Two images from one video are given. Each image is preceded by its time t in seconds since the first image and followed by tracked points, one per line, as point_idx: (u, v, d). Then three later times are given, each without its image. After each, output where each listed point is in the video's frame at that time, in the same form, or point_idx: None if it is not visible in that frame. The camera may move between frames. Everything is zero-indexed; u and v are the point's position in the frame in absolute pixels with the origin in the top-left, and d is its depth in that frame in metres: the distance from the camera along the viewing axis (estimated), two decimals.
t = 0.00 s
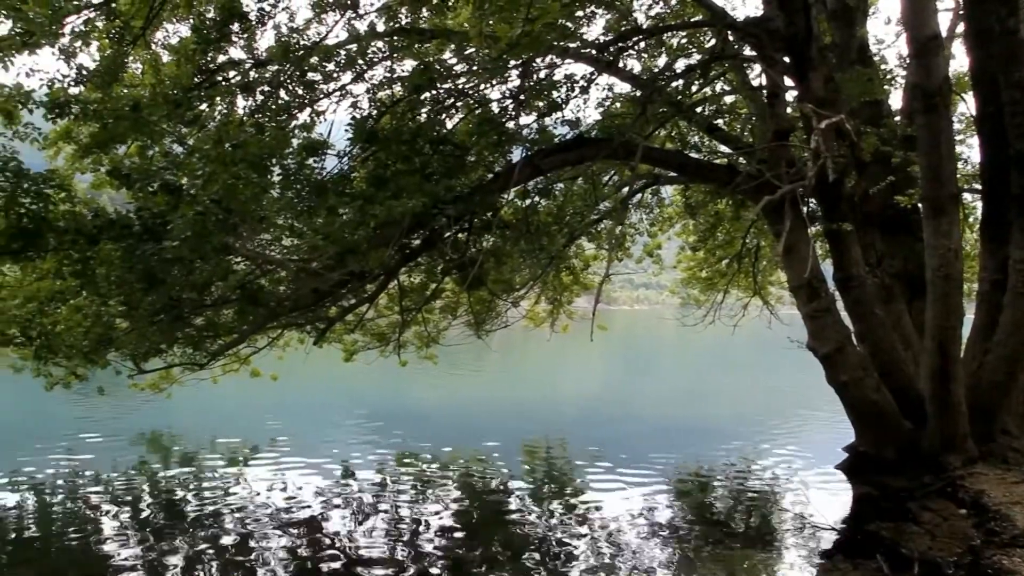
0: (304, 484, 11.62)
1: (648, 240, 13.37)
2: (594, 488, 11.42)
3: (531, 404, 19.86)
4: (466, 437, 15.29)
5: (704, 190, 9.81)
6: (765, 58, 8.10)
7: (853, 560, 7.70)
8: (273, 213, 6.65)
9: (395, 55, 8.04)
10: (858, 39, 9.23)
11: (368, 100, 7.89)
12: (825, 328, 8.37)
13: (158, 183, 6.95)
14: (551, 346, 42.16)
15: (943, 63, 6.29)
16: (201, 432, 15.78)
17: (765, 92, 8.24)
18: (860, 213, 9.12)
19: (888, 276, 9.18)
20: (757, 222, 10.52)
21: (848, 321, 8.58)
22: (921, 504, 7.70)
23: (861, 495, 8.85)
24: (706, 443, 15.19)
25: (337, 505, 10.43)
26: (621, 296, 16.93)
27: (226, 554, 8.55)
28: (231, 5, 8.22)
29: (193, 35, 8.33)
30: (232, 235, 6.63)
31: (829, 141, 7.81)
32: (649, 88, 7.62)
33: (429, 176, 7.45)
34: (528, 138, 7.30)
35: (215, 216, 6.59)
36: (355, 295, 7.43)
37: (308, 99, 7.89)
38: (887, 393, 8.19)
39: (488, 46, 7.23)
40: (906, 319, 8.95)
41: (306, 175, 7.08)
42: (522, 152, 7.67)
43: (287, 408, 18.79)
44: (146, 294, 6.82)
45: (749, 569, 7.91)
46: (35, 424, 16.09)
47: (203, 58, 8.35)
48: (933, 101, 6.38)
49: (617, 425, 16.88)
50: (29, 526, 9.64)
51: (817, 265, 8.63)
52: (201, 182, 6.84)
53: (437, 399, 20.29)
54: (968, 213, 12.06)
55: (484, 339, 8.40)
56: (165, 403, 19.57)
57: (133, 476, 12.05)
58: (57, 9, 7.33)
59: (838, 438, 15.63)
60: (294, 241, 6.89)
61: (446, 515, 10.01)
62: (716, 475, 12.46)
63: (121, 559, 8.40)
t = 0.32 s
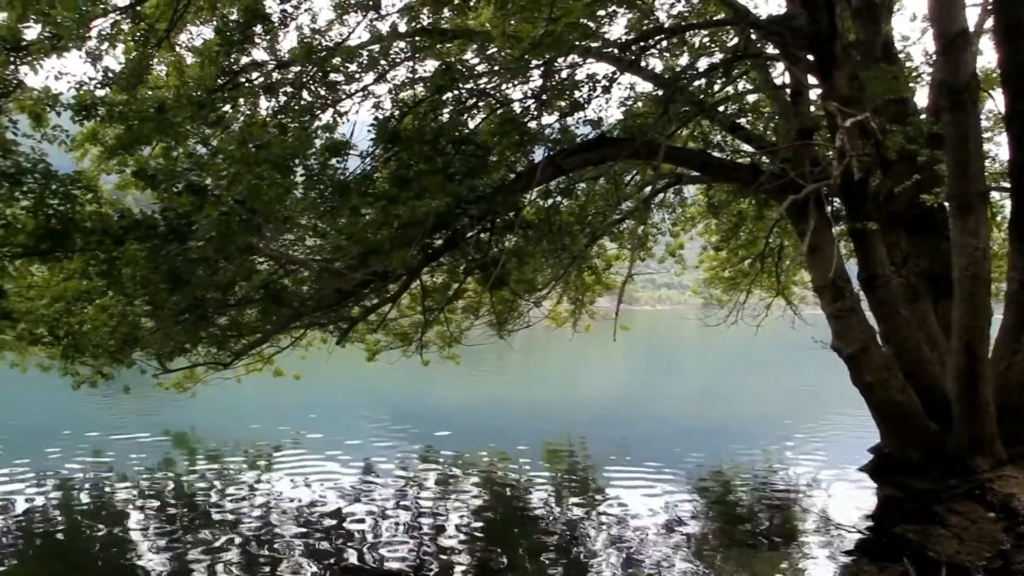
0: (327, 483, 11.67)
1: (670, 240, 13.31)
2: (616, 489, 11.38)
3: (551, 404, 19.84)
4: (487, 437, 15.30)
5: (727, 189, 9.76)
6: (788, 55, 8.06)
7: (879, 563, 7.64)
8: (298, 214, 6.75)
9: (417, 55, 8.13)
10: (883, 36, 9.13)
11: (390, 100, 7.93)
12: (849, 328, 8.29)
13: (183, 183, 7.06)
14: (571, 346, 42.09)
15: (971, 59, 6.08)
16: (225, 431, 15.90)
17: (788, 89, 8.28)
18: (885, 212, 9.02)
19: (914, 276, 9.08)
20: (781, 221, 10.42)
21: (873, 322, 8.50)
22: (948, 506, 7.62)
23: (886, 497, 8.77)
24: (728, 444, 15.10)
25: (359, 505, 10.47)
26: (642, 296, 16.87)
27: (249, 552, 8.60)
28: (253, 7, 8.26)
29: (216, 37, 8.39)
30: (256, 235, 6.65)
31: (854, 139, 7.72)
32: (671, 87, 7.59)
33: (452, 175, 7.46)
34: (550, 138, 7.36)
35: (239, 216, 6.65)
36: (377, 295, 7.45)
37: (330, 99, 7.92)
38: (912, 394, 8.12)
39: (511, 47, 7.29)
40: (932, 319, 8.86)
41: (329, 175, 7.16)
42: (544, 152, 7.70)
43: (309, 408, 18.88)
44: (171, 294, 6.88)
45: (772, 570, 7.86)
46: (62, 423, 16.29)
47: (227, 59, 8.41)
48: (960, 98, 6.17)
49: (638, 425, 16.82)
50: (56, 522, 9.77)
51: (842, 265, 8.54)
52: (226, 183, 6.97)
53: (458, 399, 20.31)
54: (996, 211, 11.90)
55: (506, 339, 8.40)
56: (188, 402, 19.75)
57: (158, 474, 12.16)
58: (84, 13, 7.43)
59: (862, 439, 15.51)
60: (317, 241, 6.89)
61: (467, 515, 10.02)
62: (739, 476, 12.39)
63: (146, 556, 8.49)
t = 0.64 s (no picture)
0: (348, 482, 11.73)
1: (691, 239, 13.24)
2: (637, 489, 11.36)
3: (571, 404, 19.80)
4: (508, 436, 15.30)
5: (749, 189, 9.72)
6: (811, 54, 8.01)
7: (904, 566, 7.62)
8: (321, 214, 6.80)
9: (438, 55, 8.16)
10: (908, 33, 9.04)
11: (412, 100, 7.96)
12: (872, 329, 8.21)
13: (206, 185, 7.05)
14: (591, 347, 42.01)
15: (998, 58, 5.87)
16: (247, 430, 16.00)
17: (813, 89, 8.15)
18: (910, 211, 8.92)
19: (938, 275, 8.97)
20: (804, 221, 10.36)
21: (897, 322, 8.41)
22: (975, 508, 7.55)
23: (910, 498, 8.70)
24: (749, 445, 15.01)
25: (381, 504, 10.52)
26: (664, 296, 16.80)
27: (272, 550, 8.67)
28: (276, 9, 8.32)
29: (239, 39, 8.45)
30: (280, 236, 6.69)
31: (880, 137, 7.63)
32: (693, 86, 7.54)
33: (473, 176, 7.42)
34: (572, 138, 7.33)
35: (263, 216, 6.62)
36: (399, 296, 7.49)
37: (352, 100, 7.96)
38: (937, 394, 8.05)
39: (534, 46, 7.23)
40: (957, 319, 8.77)
41: (351, 176, 7.21)
42: (565, 152, 7.70)
43: (329, 407, 18.96)
44: (195, 295, 6.94)
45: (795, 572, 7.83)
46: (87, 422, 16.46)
47: (250, 61, 8.46)
48: (988, 96, 6.02)
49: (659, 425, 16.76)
50: (82, 519, 9.89)
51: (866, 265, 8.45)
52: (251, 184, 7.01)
53: (478, 399, 20.33)
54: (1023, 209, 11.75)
55: (527, 339, 8.42)
56: (211, 401, 19.90)
57: (181, 472, 12.27)
58: (109, 16, 7.51)
59: (886, 440, 15.38)
60: (340, 241, 6.99)
61: (489, 514, 10.05)
62: (761, 477, 12.33)
63: (171, 553, 8.59)
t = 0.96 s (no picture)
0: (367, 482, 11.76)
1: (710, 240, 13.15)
2: (656, 490, 11.33)
3: (590, 405, 19.75)
4: (526, 437, 15.29)
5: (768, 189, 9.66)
6: (832, 52, 7.95)
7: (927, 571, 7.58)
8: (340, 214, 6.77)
9: (457, 56, 8.18)
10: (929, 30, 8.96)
11: (431, 100, 7.99)
12: (894, 330, 8.13)
13: (228, 185, 7.09)
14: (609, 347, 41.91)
15: None
16: (266, 430, 16.07)
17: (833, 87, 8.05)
18: (931, 211, 8.83)
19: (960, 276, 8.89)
20: (824, 221, 10.30)
21: (919, 323, 8.33)
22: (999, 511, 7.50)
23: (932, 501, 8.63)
24: (769, 446, 14.91)
25: (400, 503, 10.54)
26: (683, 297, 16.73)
27: (292, 549, 8.72)
28: (295, 11, 8.36)
29: (258, 41, 8.51)
30: (299, 237, 6.71)
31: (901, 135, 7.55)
32: (713, 86, 7.50)
33: (493, 176, 7.43)
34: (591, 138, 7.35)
35: (283, 217, 6.63)
36: (418, 296, 7.51)
37: (372, 102, 7.97)
38: (959, 395, 7.98)
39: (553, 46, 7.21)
40: (980, 320, 8.68)
41: (370, 177, 7.25)
42: (584, 152, 7.72)
43: (348, 408, 19.01)
44: (215, 295, 6.98)
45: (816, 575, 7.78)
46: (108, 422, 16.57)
47: (269, 63, 8.49)
48: (1013, 92, 6.00)
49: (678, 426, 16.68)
50: (104, 519, 9.99)
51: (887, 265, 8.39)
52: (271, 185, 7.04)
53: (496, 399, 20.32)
54: None
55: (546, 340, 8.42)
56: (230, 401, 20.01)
57: (201, 472, 12.34)
58: (130, 19, 7.58)
59: (907, 442, 15.24)
60: (360, 242, 7.02)
61: (507, 515, 10.05)
62: (780, 478, 12.26)
63: (191, 553, 8.65)
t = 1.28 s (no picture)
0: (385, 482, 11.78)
1: (732, 240, 12.68)
2: (675, 492, 11.27)
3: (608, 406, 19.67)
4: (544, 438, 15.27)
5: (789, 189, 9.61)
6: (854, 52, 7.92)
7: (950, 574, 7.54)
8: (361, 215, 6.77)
9: (476, 57, 8.20)
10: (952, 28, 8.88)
11: (450, 101, 8.02)
12: (916, 331, 8.10)
13: (249, 186, 7.22)
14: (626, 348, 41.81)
15: None
16: (285, 430, 16.11)
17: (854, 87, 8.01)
18: (956, 212, 8.62)
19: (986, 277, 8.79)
20: (845, 222, 10.26)
21: (942, 325, 8.30)
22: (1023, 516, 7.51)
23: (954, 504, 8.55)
24: (789, 448, 14.80)
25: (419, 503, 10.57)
26: (702, 298, 16.64)
27: (312, 548, 8.77)
28: (315, 12, 8.39)
29: (279, 42, 8.56)
30: (321, 237, 6.73)
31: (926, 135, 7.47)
32: (733, 86, 7.46)
33: (512, 176, 7.41)
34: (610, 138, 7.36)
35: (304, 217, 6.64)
36: (438, 296, 7.53)
37: (391, 102, 8.00)
38: (982, 398, 8.16)
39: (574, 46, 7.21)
40: (1006, 322, 8.63)
41: (390, 177, 7.28)
42: (605, 152, 7.73)
43: (366, 408, 19.05)
44: (236, 296, 7.01)
45: None
46: (129, 421, 16.68)
47: (290, 64, 8.53)
48: None
49: (696, 428, 16.57)
50: (125, 517, 10.07)
51: (910, 266, 8.27)
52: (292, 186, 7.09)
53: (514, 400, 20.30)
54: None
55: (566, 340, 8.42)
56: (249, 401, 20.09)
57: (221, 471, 12.41)
58: (153, 22, 7.64)
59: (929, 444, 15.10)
60: (379, 242, 6.93)
61: (526, 515, 10.04)
62: (800, 480, 12.18)
63: (213, 552, 8.71)
